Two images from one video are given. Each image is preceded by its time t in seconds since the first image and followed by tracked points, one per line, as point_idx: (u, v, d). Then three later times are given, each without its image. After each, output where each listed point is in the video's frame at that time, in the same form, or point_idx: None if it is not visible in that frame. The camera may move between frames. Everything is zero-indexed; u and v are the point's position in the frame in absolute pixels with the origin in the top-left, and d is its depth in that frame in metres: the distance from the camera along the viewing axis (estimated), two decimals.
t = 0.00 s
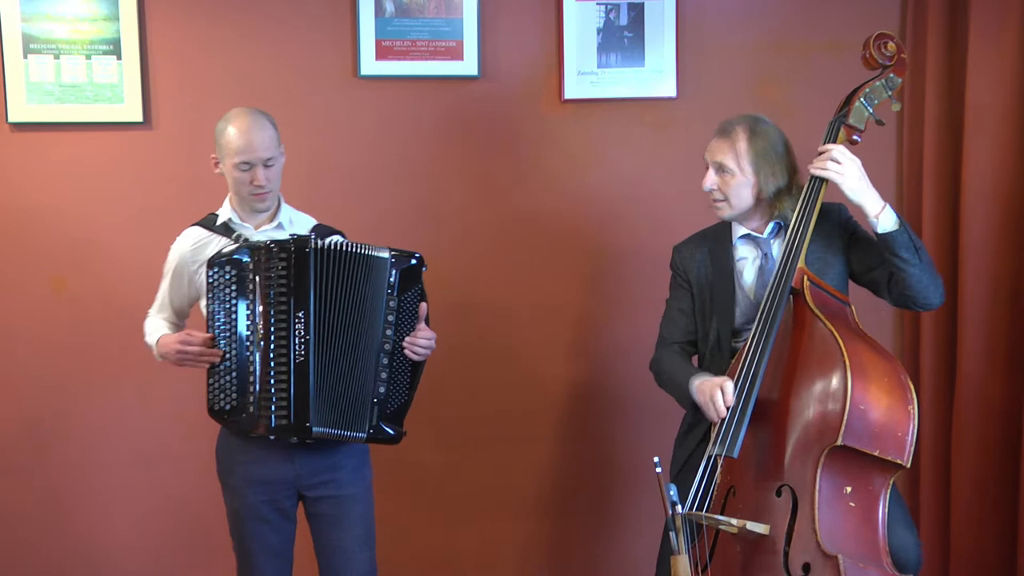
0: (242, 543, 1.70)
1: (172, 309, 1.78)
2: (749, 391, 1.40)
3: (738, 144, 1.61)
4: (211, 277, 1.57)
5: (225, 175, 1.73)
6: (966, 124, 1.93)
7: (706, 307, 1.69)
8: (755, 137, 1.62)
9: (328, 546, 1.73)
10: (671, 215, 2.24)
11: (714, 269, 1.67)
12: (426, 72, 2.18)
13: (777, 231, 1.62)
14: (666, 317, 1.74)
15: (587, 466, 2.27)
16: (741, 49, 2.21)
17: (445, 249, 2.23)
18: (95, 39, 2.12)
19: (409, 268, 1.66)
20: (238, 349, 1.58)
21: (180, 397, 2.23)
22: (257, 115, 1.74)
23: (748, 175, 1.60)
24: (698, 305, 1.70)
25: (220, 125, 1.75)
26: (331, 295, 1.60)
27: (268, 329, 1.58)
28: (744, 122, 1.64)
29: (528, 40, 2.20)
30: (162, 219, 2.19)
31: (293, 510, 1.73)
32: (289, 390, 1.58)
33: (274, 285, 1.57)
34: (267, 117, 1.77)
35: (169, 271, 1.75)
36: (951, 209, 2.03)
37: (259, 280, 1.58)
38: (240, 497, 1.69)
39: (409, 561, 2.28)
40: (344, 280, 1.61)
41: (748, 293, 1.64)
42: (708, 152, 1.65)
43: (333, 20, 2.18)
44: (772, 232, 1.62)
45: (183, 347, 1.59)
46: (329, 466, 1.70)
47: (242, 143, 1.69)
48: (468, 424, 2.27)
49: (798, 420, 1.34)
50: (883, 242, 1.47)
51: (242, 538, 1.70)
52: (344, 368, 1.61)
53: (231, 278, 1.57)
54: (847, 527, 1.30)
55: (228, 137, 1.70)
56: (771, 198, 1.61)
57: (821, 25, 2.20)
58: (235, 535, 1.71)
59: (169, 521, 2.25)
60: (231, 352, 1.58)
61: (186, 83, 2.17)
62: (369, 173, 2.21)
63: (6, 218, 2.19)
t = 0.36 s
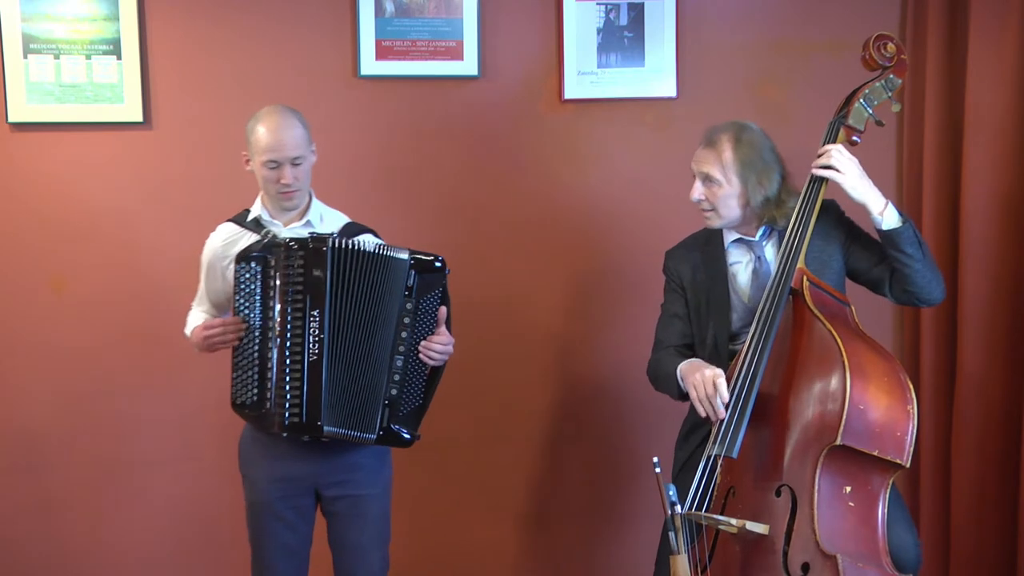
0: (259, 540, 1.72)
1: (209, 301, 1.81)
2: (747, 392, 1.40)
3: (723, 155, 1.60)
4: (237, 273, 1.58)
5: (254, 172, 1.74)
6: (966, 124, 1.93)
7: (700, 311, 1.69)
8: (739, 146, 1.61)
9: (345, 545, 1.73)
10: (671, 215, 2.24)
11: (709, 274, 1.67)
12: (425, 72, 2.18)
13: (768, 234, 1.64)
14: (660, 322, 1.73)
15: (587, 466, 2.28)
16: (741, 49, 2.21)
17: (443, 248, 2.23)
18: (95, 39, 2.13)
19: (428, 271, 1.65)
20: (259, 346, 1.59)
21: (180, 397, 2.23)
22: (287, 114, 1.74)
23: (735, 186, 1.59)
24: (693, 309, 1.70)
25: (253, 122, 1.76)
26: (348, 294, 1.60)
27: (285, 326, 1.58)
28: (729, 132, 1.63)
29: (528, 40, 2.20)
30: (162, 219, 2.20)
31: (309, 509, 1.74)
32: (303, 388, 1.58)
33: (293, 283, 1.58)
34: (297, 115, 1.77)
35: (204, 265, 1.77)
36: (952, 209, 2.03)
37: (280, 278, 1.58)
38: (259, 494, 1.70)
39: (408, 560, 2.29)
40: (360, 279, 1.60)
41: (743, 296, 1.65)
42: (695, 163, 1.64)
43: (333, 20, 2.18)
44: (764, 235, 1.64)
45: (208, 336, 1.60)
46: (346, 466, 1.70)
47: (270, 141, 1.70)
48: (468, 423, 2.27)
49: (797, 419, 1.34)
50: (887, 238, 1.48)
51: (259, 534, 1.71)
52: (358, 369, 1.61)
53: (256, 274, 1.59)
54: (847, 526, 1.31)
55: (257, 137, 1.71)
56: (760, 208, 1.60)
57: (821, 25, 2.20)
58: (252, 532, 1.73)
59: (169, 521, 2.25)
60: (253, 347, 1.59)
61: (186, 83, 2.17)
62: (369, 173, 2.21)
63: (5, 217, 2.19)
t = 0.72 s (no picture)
0: (270, 538, 1.72)
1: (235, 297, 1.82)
2: (745, 393, 1.40)
3: (719, 151, 1.61)
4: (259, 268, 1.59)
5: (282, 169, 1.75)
6: (966, 124, 1.93)
7: (695, 311, 1.68)
8: (735, 143, 1.61)
9: (355, 545, 1.73)
10: (671, 215, 2.24)
11: (704, 274, 1.67)
12: (425, 72, 2.18)
13: (765, 233, 1.64)
14: (653, 320, 1.73)
15: (587, 466, 2.28)
16: (741, 50, 2.21)
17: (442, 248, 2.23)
18: (95, 39, 2.13)
19: (442, 267, 1.64)
20: (275, 341, 1.59)
21: (179, 397, 2.23)
22: (317, 111, 1.75)
23: (731, 182, 1.59)
24: (688, 309, 1.69)
25: (283, 120, 1.77)
26: (360, 290, 1.59)
27: (298, 321, 1.58)
28: (724, 128, 1.64)
29: (528, 40, 2.20)
30: (162, 219, 2.20)
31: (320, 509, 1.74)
32: (314, 383, 1.58)
33: (310, 278, 1.58)
34: (326, 113, 1.78)
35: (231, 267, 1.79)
36: (952, 209, 2.03)
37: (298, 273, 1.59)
38: (271, 492, 1.70)
39: (408, 560, 2.29)
40: (373, 276, 1.60)
41: (739, 296, 1.65)
42: (691, 159, 1.64)
43: (333, 20, 2.18)
44: (760, 233, 1.63)
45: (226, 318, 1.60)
46: (358, 466, 1.70)
47: (297, 138, 1.70)
48: (467, 423, 2.27)
49: (796, 419, 1.34)
50: (874, 245, 1.48)
51: (270, 532, 1.72)
52: (368, 365, 1.62)
53: (277, 270, 1.59)
54: (845, 526, 1.30)
55: (286, 134, 1.72)
56: (756, 204, 1.60)
57: (821, 25, 2.20)
58: (264, 530, 1.73)
59: (168, 520, 2.25)
60: (270, 343, 1.59)
61: (186, 83, 2.17)
62: (369, 173, 2.21)
63: (5, 218, 2.19)
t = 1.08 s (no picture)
0: (276, 538, 1.72)
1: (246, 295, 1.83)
2: (746, 391, 1.40)
3: (728, 146, 1.60)
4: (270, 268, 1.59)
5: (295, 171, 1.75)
6: (966, 124, 1.93)
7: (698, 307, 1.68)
8: (744, 139, 1.61)
9: (360, 547, 1.74)
10: (671, 215, 2.24)
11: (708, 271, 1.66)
12: (425, 72, 2.18)
13: (771, 230, 1.64)
14: (655, 311, 1.74)
15: (587, 466, 2.28)
16: (741, 50, 2.21)
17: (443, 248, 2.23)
18: (95, 39, 2.13)
19: (451, 266, 1.64)
20: (285, 340, 1.60)
21: (179, 397, 2.23)
22: (330, 115, 1.74)
23: (738, 176, 1.59)
24: (690, 304, 1.69)
25: (296, 122, 1.77)
26: (370, 289, 1.60)
27: (309, 319, 1.59)
28: (733, 124, 1.64)
29: (528, 40, 2.20)
30: (162, 219, 2.20)
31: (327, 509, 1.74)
32: (323, 381, 1.58)
33: (320, 277, 1.58)
34: (339, 116, 1.77)
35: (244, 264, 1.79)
36: (952, 209, 2.03)
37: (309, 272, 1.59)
38: (279, 491, 1.70)
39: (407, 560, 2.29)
40: (382, 275, 1.60)
41: (742, 293, 1.64)
42: (700, 154, 1.64)
43: (333, 20, 2.18)
44: (766, 231, 1.64)
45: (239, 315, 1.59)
46: (366, 467, 1.70)
47: (310, 142, 1.70)
48: (468, 423, 2.27)
49: (797, 419, 1.34)
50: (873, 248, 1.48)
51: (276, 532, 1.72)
52: (376, 364, 1.62)
53: (288, 269, 1.59)
54: (846, 526, 1.31)
55: (299, 137, 1.72)
56: (762, 199, 1.61)
57: (822, 25, 2.20)
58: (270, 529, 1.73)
59: (168, 520, 2.25)
60: (279, 343, 1.60)
61: (185, 84, 2.17)
62: (369, 172, 2.21)
63: (5, 218, 2.18)
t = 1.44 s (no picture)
0: (277, 538, 1.72)
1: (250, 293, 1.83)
2: (748, 390, 1.39)
3: (748, 136, 1.60)
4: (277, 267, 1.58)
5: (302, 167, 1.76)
6: (966, 124, 1.93)
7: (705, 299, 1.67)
8: (765, 130, 1.60)
9: (362, 548, 1.74)
10: (671, 215, 2.24)
11: (719, 264, 1.67)
12: (425, 72, 2.18)
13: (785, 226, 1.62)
14: (663, 300, 1.73)
15: (586, 466, 2.28)
16: (741, 50, 2.22)
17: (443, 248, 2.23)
18: (95, 39, 2.13)
19: (459, 273, 1.65)
20: (290, 339, 1.59)
21: (179, 397, 2.23)
22: (337, 112, 1.74)
23: (757, 166, 1.59)
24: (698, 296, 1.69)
25: (304, 119, 1.77)
26: (376, 292, 1.60)
27: (314, 320, 1.58)
28: (755, 116, 1.63)
29: (528, 40, 2.20)
30: (162, 219, 2.20)
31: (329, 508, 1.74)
32: (327, 383, 1.58)
33: (327, 278, 1.58)
34: (347, 114, 1.77)
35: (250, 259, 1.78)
36: (951, 209, 2.03)
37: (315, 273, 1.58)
38: (281, 490, 1.70)
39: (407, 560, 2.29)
40: (388, 279, 1.60)
41: (750, 287, 1.64)
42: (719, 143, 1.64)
43: (333, 20, 2.18)
44: (779, 227, 1.62)
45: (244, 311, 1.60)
46: (369, 467, 1.71)
47: (316, 138, 1.70)
48: (468, 423, 2.27)
49: (798, 418, 1.34)
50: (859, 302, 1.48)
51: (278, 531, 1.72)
52: (379, 367, 1.62)
53: (294, 269, 1.58)
54: (846, 526, 1.31)
55: (306, 134, 1.72)
56: (778, 192, 1.61)
57: (822, 25, 2.20)
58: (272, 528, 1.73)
59: (168, 520, 2.25)
60: (281, 341, 1.59)
61: (185, 83, 2.17)
62: (369, 173, 2.21)
63: (5, 218, 2.18)
